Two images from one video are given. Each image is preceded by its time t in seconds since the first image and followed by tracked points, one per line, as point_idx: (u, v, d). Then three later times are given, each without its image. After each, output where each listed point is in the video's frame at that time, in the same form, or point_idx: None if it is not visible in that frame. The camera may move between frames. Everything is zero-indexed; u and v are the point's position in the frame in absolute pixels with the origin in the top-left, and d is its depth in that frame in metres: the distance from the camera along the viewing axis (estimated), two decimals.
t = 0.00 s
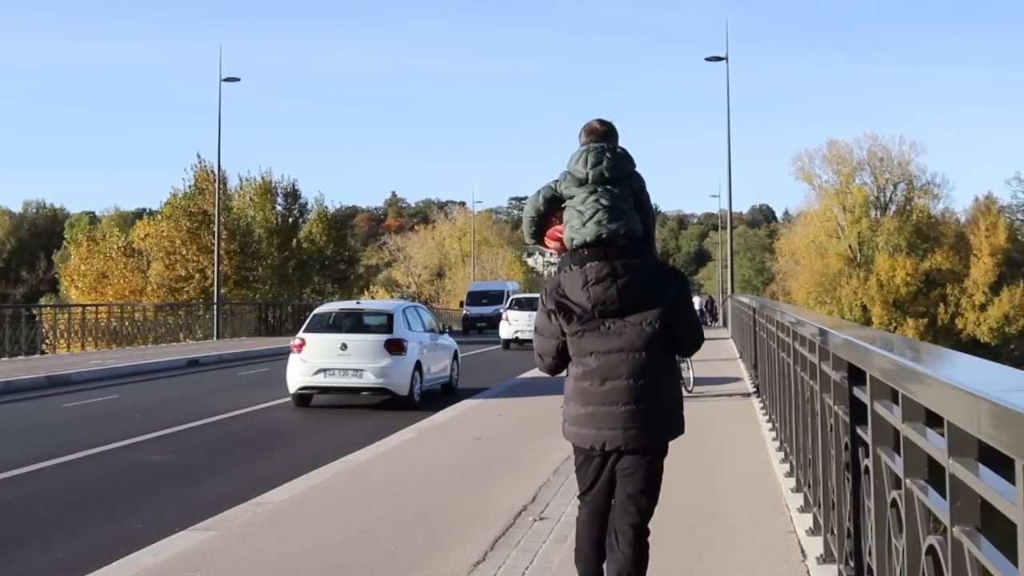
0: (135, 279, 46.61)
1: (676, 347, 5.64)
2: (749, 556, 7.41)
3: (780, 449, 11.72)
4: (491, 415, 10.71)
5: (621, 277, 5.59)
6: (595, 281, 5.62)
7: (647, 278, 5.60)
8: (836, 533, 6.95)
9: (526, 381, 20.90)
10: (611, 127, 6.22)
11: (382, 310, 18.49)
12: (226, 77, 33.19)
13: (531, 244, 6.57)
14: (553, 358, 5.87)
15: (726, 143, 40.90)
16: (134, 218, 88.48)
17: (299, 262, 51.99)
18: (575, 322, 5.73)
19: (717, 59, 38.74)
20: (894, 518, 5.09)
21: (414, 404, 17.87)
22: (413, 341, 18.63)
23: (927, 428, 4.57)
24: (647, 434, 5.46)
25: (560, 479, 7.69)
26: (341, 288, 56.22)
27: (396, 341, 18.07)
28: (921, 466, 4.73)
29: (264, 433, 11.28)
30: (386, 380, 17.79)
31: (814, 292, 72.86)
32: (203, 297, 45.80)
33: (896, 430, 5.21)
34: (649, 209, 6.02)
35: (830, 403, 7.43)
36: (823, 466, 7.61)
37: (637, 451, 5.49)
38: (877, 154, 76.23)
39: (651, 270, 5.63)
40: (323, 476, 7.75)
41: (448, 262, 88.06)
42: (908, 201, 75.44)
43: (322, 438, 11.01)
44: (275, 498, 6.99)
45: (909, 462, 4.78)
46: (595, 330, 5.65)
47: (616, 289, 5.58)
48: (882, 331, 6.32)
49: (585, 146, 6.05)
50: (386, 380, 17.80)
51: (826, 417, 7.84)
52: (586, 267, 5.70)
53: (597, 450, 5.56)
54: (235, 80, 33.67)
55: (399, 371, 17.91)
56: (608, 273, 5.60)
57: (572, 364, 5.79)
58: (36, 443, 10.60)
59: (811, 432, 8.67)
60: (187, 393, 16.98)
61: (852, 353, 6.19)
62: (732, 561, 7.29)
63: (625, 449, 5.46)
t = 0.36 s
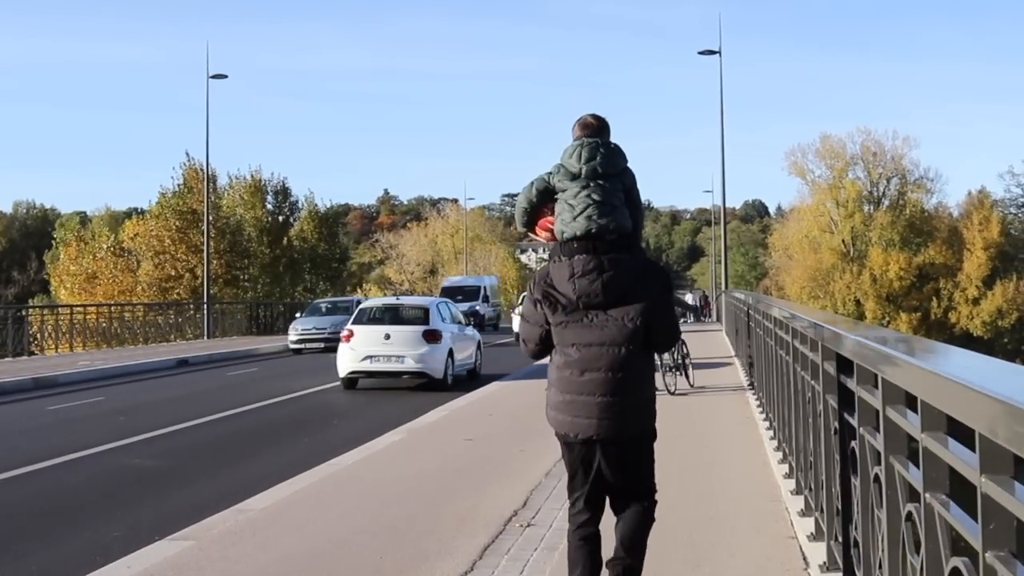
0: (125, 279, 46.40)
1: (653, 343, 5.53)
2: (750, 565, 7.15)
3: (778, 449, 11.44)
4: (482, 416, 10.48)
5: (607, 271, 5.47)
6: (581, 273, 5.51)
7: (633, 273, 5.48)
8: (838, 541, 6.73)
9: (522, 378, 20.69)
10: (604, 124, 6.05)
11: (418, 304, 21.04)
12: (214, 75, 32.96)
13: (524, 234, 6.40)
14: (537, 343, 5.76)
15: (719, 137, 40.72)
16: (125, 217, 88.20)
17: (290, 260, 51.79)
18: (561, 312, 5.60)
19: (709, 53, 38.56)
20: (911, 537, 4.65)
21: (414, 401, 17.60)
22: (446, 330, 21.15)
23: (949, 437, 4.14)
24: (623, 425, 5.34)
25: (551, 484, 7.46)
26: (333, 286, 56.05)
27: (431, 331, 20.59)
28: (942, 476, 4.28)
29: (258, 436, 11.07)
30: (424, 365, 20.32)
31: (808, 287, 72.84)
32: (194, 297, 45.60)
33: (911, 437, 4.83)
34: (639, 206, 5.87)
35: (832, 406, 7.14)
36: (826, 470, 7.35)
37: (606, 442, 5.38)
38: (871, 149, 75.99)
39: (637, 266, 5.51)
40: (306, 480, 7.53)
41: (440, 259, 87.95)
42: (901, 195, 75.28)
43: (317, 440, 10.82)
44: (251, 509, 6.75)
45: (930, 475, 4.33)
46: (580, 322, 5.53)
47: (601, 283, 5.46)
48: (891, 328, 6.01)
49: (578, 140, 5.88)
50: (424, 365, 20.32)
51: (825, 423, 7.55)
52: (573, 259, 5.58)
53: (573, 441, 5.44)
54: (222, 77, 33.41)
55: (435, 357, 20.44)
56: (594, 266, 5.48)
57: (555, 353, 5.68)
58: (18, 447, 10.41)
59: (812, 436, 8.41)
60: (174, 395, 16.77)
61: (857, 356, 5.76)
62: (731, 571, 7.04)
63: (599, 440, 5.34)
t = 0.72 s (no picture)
0: (118, 274, 46.14)
1: (649, 348, 5.49)
2: None
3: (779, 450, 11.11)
4: (474, 415, 10.20)
5: (602, 278, 5.44)
6: (575, 278, 5.49)
7: (627, 279, 5.46)
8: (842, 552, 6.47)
9: (519, 374, 20.44)
10: (605, 133, 6.08)
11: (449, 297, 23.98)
12: (207, 70, 32.75)
13: (528, 238, 6.42)
14: (535, 345, 5.74)
15: (718, 132, 40.44)
16: (121, 213, 87.83)
17: (285, 256, 51.55)
18: (556, 316, 5.59)
19: (707, 48, 38.36)
20: (928, 558, 4.04)
21: (409, 398, 17.32)
22: (473, 320, 24.08)
23: (966, 443, 3.63)
24: (614, 428, 5.39)
25: (544, 489, 7.20)
26: (329, 283, 55.83)
27: (460, 322, 23.53)
28: (968, 496, 3.62)
29: (246, 435, 10.86)
30: (453, 352, 23.24)
31: (807, 284, 72.65)
32: (187, 293, 45.34)
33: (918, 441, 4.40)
34: (638, 213, 5.87)
35: (834, 409, 6.76)
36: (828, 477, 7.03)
37: (597, 443, 5.42)
38: (869, 145, 75.72)
39: (631, 272, 5.49)
40: (289, 485, 7.34)
41: (438, 255, 87.77)
42: (899, 191, 74.99)
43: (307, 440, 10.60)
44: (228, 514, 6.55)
45: (950, 489, 3.68)
46: (574, 327, 5.51)
47: (596, 288, 5.43)
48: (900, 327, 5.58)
49: (581, 149, 5.89)
50: (453, 351, 23.24)
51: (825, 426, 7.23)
52: (570, 264, 5.56)
53: (566, 442, 5.46)
54: (215, 72, 33.08)
55: (462, 346, 23.35)
56: (588, 272, 5.46)
57: (551, 356, 5.67)
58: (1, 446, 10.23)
59: (813, 441, 8.10)
60: (164, 393, 16.57)
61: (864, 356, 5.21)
62: None
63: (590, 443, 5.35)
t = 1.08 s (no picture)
0: (108, 270, 45.82)
1: (658, 329, 6.07)
2: None
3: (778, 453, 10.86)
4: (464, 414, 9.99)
5: (616, 262, 5.97)
6: (590, 263, 6.00)
7: (639, 263, 6.01)
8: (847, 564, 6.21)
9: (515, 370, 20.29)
10: (602, 121, 6.60)
11: (470, 291, 26.32)
12: (197, 63, 32.55)
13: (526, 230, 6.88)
14: (544, 331, 6.18)
15: (713, 128, 40.26)
16: (112, 209, 87.32)
17: (277, 252, 51.27)
18: (570, 299, 6.05)
19: (702, 42, 38.20)
20: None
21: (403, 394, 17.17)
22: (491, 312, 26.41)
23: (1003, 460, 3.18)
24: (628, 411, 5.81)
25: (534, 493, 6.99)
26: (321, 279, 55.55)
27: (480, 313, 25.88)
28: (1005, 517, 3.21)
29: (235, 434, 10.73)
30: (474, 340, 25.54)
31: (801, 281, 72.47)
32: (177, 289, 45.05)
33: (938, 452, 4.03)
34: (639, 200, 6.42)
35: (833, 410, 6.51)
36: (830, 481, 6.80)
37: (614, 424, 5.86)
38: (864, 143, 75.46)
39: (642, 257, 6.03)
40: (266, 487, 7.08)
41: (432, 252, 87.57)
42: (894, 189, 74.69)
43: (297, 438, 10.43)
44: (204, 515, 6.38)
45: (979, 511, 3.26)
46: (588, 309, 5.99)
47: (612, 272, 5.97)
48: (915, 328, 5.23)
49: (587, 139, 6.41)
50: (475, 340, 25.54)
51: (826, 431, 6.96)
52: (581, 250, 6.07)
53: (581, 421, 5.92)
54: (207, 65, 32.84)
55: (483, 335, 25.68)
56: (604, 258, 5.99)
57: (563, 339, 6.13)
58: None
59: (814, 444, 7.83)
60: (152, 389, 16.38)
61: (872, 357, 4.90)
62: None
63: (611, 420, 5.81)
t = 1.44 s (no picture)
0: (90, 268, 45.46)
1: (647, 337, 5.85)
2: None
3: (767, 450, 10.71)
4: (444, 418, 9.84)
5: (606, 272, 5.75)
6: (581, 272, 5.76)
7: (630, 271, 5.78)
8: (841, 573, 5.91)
9: (500, 370, 20.08)
10: (595, 124, 6.34)
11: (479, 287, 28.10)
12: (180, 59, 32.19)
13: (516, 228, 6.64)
14: (534, 337, 5.96)
15: (701, 125, 40.10)
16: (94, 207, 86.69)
17: (261, 250, 50.95)
18: (561, 307, 5.83)
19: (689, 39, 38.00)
20: None
21: (387, 394, 16.97)
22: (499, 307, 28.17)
23: None
24: (618, 415, 5.63)
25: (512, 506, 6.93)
26: (305, 277, 55.24)
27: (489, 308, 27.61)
28: None
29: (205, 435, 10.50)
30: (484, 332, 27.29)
31: (786, 279, 72.08)
32: (160, 287, 44.68)
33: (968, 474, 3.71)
34: (632, 206, 6.18)
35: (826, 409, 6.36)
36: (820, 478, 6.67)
37: (603, 430, 5.67)
38: (850, 141, 74.88)
39: (636, 264, 5.82)
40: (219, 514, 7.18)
41: (417, 250, 87.30)
42: (880, 188, 74.57)
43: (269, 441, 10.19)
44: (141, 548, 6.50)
45: None
46: (578, 317, 5.77)
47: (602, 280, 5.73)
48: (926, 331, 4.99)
49: (579, 143, 6.15)
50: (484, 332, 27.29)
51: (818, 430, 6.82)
52: (573, 257, 5.82)
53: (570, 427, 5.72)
54: (189, 61, 32.50)
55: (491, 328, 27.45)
56: (596, 264, 5.75)
57: (553, 346, 5.91)
58: None
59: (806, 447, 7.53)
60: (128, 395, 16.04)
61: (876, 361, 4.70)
62: None
63: (601, 427, 5.62)
